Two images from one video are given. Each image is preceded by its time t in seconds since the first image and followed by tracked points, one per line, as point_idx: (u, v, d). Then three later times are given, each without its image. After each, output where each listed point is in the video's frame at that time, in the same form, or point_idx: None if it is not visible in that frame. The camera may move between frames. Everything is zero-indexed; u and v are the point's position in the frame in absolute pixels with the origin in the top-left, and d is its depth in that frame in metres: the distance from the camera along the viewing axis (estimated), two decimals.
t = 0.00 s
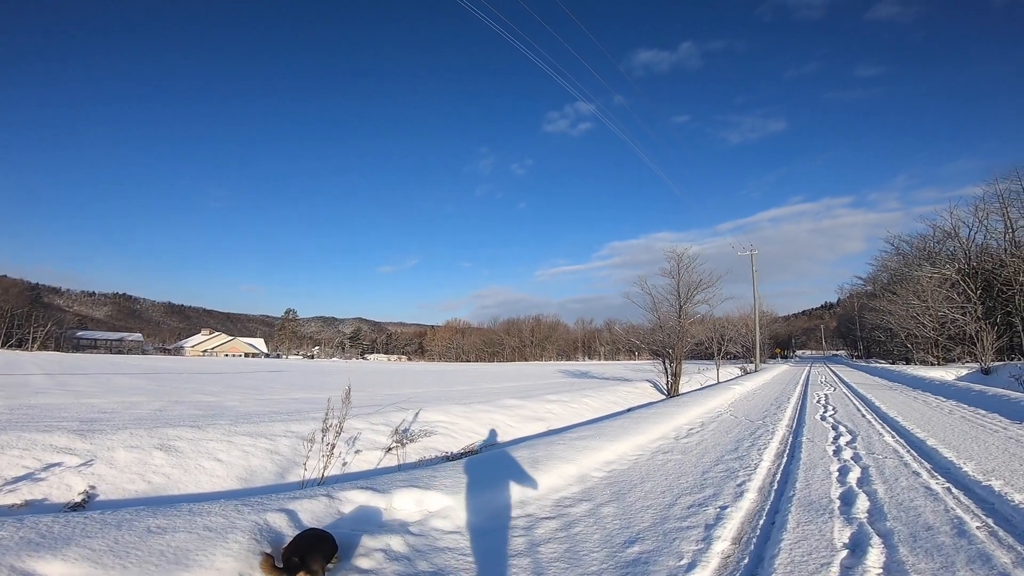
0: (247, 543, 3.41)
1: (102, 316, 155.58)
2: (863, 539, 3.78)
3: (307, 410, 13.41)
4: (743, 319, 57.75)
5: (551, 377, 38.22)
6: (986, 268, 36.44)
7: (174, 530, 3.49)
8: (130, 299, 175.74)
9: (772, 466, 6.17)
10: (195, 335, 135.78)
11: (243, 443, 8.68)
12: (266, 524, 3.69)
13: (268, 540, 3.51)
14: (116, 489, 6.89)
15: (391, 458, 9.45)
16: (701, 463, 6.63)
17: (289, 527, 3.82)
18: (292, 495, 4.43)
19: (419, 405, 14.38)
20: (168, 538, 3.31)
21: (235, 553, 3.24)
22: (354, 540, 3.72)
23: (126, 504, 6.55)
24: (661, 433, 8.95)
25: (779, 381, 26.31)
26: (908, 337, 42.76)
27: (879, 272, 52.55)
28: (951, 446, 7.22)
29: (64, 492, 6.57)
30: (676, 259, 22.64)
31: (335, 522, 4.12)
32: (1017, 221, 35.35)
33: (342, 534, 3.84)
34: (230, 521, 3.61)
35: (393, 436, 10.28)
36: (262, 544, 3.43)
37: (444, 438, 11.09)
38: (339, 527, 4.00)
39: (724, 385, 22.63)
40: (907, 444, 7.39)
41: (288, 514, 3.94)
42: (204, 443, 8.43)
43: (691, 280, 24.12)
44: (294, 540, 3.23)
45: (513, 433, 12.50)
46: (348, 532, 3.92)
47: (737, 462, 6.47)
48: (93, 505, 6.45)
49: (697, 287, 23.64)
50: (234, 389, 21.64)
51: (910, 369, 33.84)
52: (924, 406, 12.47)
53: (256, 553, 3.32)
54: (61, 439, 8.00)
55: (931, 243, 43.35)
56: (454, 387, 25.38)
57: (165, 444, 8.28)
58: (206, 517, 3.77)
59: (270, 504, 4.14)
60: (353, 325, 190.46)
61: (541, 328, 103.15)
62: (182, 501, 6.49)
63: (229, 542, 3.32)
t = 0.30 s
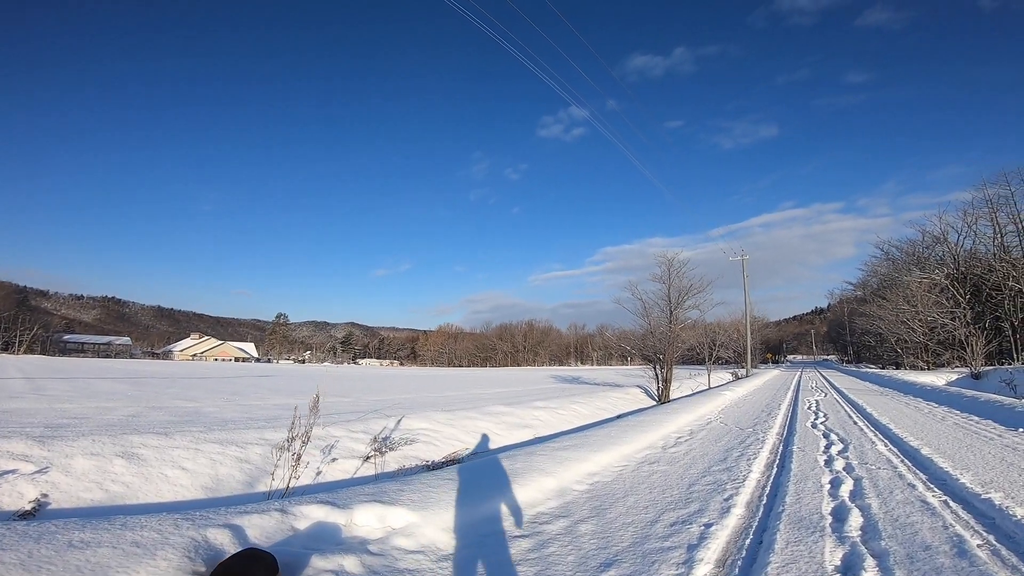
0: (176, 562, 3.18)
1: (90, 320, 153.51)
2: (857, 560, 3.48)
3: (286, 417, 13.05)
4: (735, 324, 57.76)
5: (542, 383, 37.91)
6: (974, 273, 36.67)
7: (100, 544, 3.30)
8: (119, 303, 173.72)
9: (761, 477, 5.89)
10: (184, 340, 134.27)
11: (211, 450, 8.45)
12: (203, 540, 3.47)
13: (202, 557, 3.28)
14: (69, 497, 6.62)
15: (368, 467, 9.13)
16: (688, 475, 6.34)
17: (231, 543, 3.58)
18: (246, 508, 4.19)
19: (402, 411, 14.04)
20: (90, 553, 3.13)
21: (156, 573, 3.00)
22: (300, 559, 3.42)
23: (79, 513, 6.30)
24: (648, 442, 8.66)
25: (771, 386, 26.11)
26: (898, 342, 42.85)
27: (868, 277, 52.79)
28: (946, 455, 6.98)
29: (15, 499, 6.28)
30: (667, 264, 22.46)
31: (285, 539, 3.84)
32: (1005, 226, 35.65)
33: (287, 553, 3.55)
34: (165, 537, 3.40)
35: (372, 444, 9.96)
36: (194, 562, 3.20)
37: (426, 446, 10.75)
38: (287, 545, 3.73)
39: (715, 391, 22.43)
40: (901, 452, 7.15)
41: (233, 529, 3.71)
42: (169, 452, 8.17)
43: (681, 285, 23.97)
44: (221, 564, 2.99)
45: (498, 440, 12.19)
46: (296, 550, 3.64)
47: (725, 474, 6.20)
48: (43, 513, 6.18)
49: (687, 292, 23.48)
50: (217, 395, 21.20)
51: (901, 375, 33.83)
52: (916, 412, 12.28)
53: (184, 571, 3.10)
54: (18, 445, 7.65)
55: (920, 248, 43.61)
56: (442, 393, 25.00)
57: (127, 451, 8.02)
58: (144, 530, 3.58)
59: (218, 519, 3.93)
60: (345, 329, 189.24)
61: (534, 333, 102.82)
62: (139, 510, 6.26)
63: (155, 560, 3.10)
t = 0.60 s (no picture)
0: (85, 565, 3.04)
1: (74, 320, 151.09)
2: None
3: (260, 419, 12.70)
4: (723, 326, 57.89)
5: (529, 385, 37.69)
6: (959, 276, 37.02)
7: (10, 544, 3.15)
8: (103, 303, 171.22)
9: (740, 484, 5.65)
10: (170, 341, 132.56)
11: (172, 452, 8.23)
12: (122, 544, 3.31)
13: (114, 562, 3.11)
14: (15, 499, 6.34)
15: (338, 471, 8.86)
16: (665, 481, 6.08)
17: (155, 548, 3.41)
18: (184, 512, 4.01)
19: (381, 413, 13.73)
20: None
21: None
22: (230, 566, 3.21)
23: (23, 514, 6.05)
24: (627, 445, 8.42)
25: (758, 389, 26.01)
26: (883, 344, 43.14)
27: (854, 280, 53.18)
28: (931, 460, 6.80)
29: None
30: (653, 266, 22.31)
31: (218, 545, 3.64)
32: (989, 230, 36.04)
33: (214, 559, 3.34)
34: (79, 539, 3.24)
35: (344, 447, 9.67)
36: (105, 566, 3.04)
37: (403, 448, 10.44)
38: (219, 551, 3.52)
39: (701, 393, 22.31)
40: (887, 457, 6.97)
41: (159, 532, 3.53)
42: (127, 452, 7.91)
43: (668, 287, 23.84)
44: (130, 568, 2.85)
45: (478, 443, 11.89)
46: (228, 557, 3.43)
47: (703, 480, 5.95)
48: None
49: (674, 294, 23.36)
50: (195, 396, 20.78)
51: (886, 377, 33.95)
52: (901, 415, 12.15)
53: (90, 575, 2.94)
54: None
55: (906, 251, 43.98)
56: (427, 395, 24.66)
57: (82, 452, 7.71)
58: (59, 532, 3.41)
59: (149, 521, 3.75)
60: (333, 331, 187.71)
61: (524, 335, 102.59)
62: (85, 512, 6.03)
63: (59, 563, 2.97)
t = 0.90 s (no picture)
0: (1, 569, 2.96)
1: (62, 320, 149.30)
2: None
3: (238, 421, 12.41)
4: (715, 329, 57.94)
5: (520, 387, 37.37)
6: (948, 279, 37.20)
7: None
8: (92, 303, 169.25)
9: (721, 491, 5.46)
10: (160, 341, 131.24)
11: (138, 454, 8.04)
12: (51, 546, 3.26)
13: (31, 566, 3.03)
14: None
15: (312, 475, 8.64)
16: (645, 488, 5.86)
17: (83, 554, 3.32)
18: (127, 516, 3.92)
19: (363, 416, 13.50)
20: None
21: None
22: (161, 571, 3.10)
23: None
24: (611, 450, 8.21)
25: (748, 391, 25.90)
26: (873, 347, 43.29)
27: (845, 283, 53.35)
28: (919, 465, 6.63)
29: None
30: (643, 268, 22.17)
31: (156, 552, 3.52)
32: (978, 233, 36.23)
33: (146, 565, 3.21)
34: None
35: (320, 450, 9.46)
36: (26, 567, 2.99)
37: (382, 451, 10.21)
38: (155, 558, 3.40)
39: (691, 396, 22.15)
40: (874, 463, 6.79)
41: (92, 537, 3.46)
42: (90, 454, 7.68)
43: (658, 289, 23.68)
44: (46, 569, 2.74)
45: (461, 447, 11.63)
46: (164, 563, 3.30)
47: (685, 487, 5.75)
48: None
49: (664, 296, 23.21)
50: (177, 397, 20.45)
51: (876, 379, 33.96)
52: (891, 419, 12.01)
53: None
54: None
55: (896, 254, 44.15)
56: (414, 397, 24.34)
57: (44, 453, 7.44)
58: None
59: (85, 526, 3.67)
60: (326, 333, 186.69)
61: (517, 337, 102.35)
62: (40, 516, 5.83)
63: None
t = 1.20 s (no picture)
0: None
1: (56, 325, 148.30)
2: None
3: (222, 425, 12.10)
4: (711, 329, 57.77)
5: (516, 389, 36.99)
6: (943, 277, 37.10)
7: None
8: (87, 308, 168.27)
9: (717, 496, 5.17)
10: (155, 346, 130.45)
11: (112, 459, 7.75)
12: None
13: None
14: None
15: (294, 479, 8.35)
16: (638, 493, 5.57)
17: (16, 561, 3.04)
18: (72, 523, 3.64)
19: (352, 419, 13.19)
20: None
21: None
22: None
23: None
24: (603, 453, 7.92)
25: (745, 391, 25.69)
26: (869, 346, 43.21)
27: (840, 282, 53.27)
28: (924, 467, 6.36)
29: None
30: (638, 268, 21.92)
31: (97, 561, 3.26)
32: (972, 231, 36.16)
33: None
34: None
35: (304, 454, 9.16)
36: None
37: (369, 454, 9.89)
38: (94, 568, 3.15)
39: (688, 396, 21.87)
40: (876, 464, 6.53)
41: (28, 544, 3.20)
42: (60, 459, 7.37)
43: (653, 289, 23.44)
44: None
45: (452, 450, 11.33)
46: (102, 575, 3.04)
47: (680, 492, 5.46)
48: None
49: (660, 296, 22.96)
50: (165, 401, 20.08)
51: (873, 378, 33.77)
52: (890, 418, 11.75)
53: None
54: None
55: (891, 252, 44.07)
56: (407, 399, 24.02)
57: (12, 458, 7.14)
58: None
59: (21, 533, 3.38)
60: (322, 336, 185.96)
61: (514, 339, 102.05)
62: None
63: None
